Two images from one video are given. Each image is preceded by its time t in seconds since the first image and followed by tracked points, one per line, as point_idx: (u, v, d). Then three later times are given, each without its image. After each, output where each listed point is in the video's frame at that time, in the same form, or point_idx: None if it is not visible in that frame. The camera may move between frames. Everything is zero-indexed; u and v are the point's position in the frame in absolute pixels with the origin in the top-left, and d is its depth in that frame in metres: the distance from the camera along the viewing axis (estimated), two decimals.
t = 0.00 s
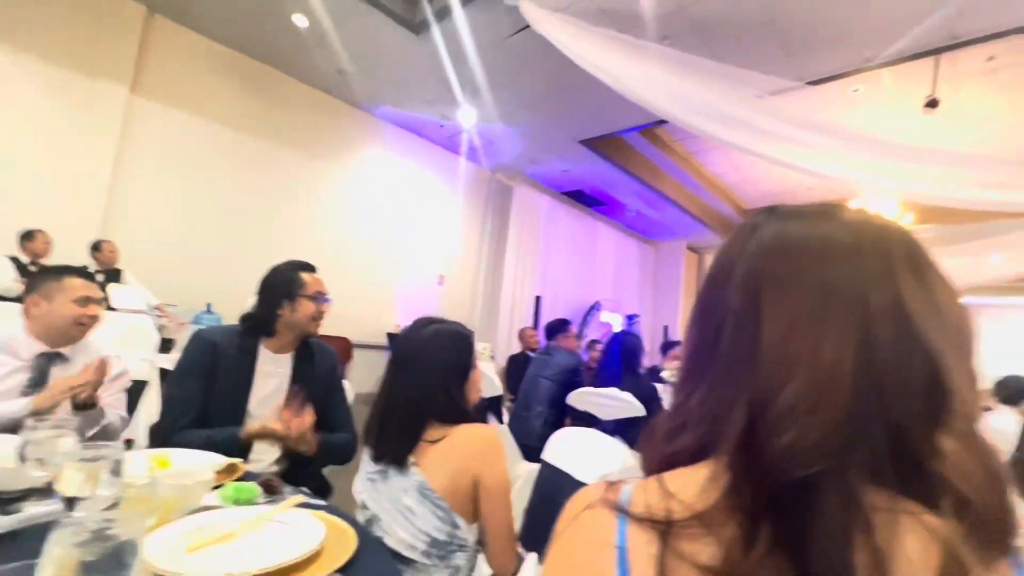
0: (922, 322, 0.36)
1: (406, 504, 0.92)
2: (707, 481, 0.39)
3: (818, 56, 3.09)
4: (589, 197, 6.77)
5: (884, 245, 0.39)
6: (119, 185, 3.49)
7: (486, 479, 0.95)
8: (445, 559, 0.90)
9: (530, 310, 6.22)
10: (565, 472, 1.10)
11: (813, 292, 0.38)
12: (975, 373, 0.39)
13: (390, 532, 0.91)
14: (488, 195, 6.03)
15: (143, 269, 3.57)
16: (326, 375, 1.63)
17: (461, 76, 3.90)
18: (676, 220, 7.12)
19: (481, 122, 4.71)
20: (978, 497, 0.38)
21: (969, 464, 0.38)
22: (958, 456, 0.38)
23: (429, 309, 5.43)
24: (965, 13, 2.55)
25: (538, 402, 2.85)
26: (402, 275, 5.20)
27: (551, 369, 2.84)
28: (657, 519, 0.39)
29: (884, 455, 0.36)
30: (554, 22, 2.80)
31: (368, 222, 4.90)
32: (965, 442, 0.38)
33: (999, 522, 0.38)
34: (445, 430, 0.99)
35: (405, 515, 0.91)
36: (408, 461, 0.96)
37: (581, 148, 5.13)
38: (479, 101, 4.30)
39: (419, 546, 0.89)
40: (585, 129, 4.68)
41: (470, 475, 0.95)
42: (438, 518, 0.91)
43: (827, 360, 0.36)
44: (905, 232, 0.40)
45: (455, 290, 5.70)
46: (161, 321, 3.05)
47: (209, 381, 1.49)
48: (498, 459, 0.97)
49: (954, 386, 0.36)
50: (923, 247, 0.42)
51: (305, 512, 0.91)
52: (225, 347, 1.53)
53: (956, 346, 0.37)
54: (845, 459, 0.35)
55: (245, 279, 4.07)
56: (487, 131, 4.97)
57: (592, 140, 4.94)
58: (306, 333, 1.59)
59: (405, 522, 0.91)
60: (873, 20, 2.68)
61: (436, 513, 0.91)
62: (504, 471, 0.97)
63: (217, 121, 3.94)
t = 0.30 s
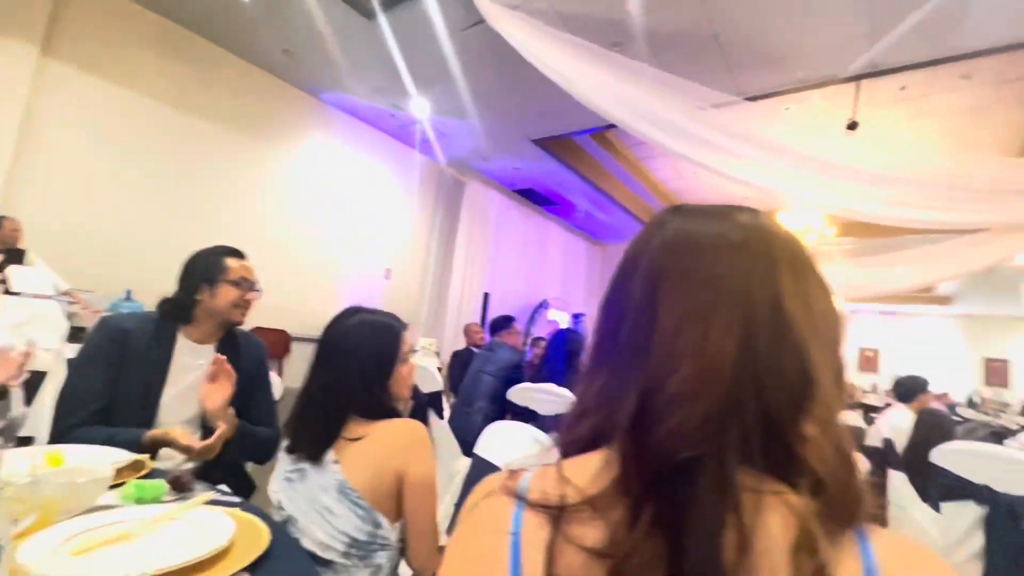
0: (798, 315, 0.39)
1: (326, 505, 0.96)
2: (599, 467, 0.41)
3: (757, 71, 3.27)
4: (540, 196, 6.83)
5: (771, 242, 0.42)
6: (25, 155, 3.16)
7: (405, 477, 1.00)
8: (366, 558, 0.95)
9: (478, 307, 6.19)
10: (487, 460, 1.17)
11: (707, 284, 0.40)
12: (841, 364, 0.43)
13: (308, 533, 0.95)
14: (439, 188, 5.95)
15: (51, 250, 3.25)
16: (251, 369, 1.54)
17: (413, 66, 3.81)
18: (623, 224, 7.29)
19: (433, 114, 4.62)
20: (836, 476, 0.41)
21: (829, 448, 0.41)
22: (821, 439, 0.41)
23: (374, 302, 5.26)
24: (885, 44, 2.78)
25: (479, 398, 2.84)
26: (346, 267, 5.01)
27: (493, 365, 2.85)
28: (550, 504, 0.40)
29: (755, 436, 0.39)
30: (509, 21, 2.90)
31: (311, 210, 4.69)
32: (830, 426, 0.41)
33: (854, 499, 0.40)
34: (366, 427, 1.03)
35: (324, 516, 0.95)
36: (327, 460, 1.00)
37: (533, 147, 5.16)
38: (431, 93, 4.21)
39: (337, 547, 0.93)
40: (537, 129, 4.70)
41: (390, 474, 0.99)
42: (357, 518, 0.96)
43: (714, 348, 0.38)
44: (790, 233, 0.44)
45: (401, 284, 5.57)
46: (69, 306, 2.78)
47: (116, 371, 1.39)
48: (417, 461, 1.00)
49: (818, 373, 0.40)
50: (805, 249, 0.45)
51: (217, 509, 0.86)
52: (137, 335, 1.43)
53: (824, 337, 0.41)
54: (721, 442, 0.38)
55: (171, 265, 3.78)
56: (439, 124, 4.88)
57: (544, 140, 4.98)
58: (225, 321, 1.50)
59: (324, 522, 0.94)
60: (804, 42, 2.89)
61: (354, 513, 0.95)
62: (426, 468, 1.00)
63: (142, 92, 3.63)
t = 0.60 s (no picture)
0: (679, 326, 0.40)
1: (218, 520, 1.08)
2: (477, 480, 0.42)
3: (688, 89, 3.46)
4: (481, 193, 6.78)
5: (661, 250, 0.42)
6: None
7: (303, 487, 1.12)
8: (260, 570, 1.08)
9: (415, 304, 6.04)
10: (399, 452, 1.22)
11: (594, 291, 0.41)
12: (720, 375, 0.44)
13: (199, 548, 1.06)
14: (376, 180, 5.76)
15: None
16: (137, 367, 1.66)
17: (353, 50, 3.63)
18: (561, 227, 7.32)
19: (372, 102, 4.42)
20: (705, 487, 0.41)
21: (699, 457, 0.42)
22: (693, 448, 0.41)
23: (304, 296, 4.95)
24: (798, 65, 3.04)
25: (406, 397, 2.77)
26: (272, 258, 4.67)
27: (423, 364, 2.79)
28: (424, 521, 0.40)
29: (629, 444, 0.39)
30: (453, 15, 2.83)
31: (234, 194, 4.33)
32: (704, 436, 0.42)
33: (721, 508, 0.41)
34: (262, 437, 1.15)
35: (216, 533, 1.07)
36: (218, 470, 1.12)
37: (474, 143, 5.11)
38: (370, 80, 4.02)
39: (226, 561, 1.05)
40: (479, 126, 4.63)
41: (288, 486, 1.11)
42: (251, 530, 1.08)
43: (594, 356, 0.40)
44: (685, 244, 0.45)
45: (333, 277, 5.30)
46: None
47: None
48: (315, 474, 1.12)
49: (695, 383, 0.41)
50: (699, 260, 0.47)
51: (83, 525, 0.78)
52: (15, 319, 1.57)
53: (703, 348, 0.42)
54: (594, 451, 0.39)
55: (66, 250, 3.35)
56: (378, 113, 4.68)
57: (487, 137, 4.94)
58: (111, 306, 1.61)
59: (216, 538, 1.06)
60: (730, 61, 3.09)
61: (248, 526, 1.08)
62: (322, 478, 1.12)
63: (31, 51, 3.17)
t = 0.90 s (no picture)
0: (569, 327, 0.41)
1: (108, 527, 1.03)
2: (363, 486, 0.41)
3: (633, 97, 3.58)
4: (430, 188, 6.53)
5: (561, 250, 0.43)
6: None
7: (208, 487, 1.08)
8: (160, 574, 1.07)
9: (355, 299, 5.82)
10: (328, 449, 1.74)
11: (490, 289, 0.41)
12: (615, 378, 0.44)
13: (86, 558, 1.02)
14: (317, 168, 5.48)
15: None
16: (31, 367, 1.51)
17: (295, 29, 3.41)
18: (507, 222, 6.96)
19: (314, 87, 4.19)
20: (590, 492, 0.40)
21: (592, 458, 0.42)
22: (579, 452, 0.41)
23: (234, 288, 4.66)
24: (733, 80, 3.22)
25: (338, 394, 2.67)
26: (197, 247, 4.32)
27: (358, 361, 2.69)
28: (300, 531, 0.39)
29: (520, 445, 0.39)
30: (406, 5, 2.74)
31: (155, 175, 3.96)
32: (592, 439, 0.42)
33: (606, 512, 0.41)
34: (164, 434, 1.08)
35: (105, 541, 1.03)
36: (109, 474, 1.05)
37: (421, 136, 4.92)
38: (314, 63, 3.82)
39: (119, 569, 1.03)
40: (426, 120, 4.49)
41: (190, 483, 1.06)
42: (148, 534, 1.05)
43: (483, 353, 0.40)
44: (588, 247, 0.45)
45: (266, 268, 4.98)
46: None
47: None
48: (227, 476, 1.09)
49: (583, 384, 0.41)
50: (604, 264, 0.47)
51: None
52: None
53: (595, 350, 0.42)
54: (478, 450, 0.38)
55: None
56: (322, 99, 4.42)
57: (433, 131, 4.77)
58: None
59: (106, 546, 1.02)
60: (672, 72, 3.23)
61: (145, 530, 1.04)
62: (228, 476, 1.10)
63: None
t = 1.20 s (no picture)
0: (460, 334, 0.40)
1: None
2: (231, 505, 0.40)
3: (574, 102, 3.67)
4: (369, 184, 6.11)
5: (454, 255, 0.42)
6: None
7: (92, 496, 0.99)
8: None
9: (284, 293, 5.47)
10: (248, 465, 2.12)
11: (378, 296, 0.41)
12: (513, 387, 0.42)
13: None
14: (246, 153, 5.05)
15: None
16: None
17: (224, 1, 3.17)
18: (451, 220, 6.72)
19: (243, 65, 3.90)
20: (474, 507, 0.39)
21: (483, 463, 0.40)
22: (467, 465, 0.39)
23: (142, 281, 4.15)
24: (667, 92, 3.38)
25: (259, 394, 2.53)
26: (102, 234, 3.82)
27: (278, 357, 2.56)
28: (153, 557, 0.37)
29: (405, 451, 0.39)
30: None
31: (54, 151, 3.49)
32: (483, 451, 0.40)
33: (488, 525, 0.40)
34: (43, 439, 0.99)
35: None
36: None
37: (357, 124, 4.65)
38: (244, 40, 3.56)
39: None
40: (366, 108, 4.29)
41: (73, 494, 0.98)
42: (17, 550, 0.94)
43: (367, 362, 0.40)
44: (487, 251, 0.44)
45: (184, 260, 4.54)
46: None
47: None
48: (115, 482, 1.01)
49: (472, 393, 0.40)
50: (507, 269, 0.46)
51: None
52: None
53: (489, 358, 0.41)
54: (356, 462, 0.38)
55: None
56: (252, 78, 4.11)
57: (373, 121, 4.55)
58: None
59: None
60: (611, 80, 3.35)
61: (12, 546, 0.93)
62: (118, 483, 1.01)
63: None
